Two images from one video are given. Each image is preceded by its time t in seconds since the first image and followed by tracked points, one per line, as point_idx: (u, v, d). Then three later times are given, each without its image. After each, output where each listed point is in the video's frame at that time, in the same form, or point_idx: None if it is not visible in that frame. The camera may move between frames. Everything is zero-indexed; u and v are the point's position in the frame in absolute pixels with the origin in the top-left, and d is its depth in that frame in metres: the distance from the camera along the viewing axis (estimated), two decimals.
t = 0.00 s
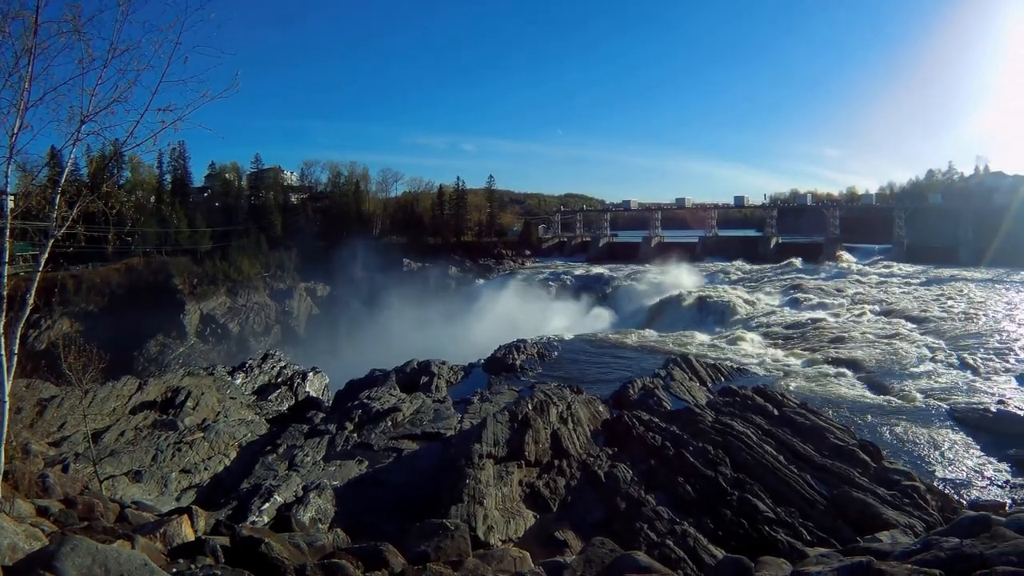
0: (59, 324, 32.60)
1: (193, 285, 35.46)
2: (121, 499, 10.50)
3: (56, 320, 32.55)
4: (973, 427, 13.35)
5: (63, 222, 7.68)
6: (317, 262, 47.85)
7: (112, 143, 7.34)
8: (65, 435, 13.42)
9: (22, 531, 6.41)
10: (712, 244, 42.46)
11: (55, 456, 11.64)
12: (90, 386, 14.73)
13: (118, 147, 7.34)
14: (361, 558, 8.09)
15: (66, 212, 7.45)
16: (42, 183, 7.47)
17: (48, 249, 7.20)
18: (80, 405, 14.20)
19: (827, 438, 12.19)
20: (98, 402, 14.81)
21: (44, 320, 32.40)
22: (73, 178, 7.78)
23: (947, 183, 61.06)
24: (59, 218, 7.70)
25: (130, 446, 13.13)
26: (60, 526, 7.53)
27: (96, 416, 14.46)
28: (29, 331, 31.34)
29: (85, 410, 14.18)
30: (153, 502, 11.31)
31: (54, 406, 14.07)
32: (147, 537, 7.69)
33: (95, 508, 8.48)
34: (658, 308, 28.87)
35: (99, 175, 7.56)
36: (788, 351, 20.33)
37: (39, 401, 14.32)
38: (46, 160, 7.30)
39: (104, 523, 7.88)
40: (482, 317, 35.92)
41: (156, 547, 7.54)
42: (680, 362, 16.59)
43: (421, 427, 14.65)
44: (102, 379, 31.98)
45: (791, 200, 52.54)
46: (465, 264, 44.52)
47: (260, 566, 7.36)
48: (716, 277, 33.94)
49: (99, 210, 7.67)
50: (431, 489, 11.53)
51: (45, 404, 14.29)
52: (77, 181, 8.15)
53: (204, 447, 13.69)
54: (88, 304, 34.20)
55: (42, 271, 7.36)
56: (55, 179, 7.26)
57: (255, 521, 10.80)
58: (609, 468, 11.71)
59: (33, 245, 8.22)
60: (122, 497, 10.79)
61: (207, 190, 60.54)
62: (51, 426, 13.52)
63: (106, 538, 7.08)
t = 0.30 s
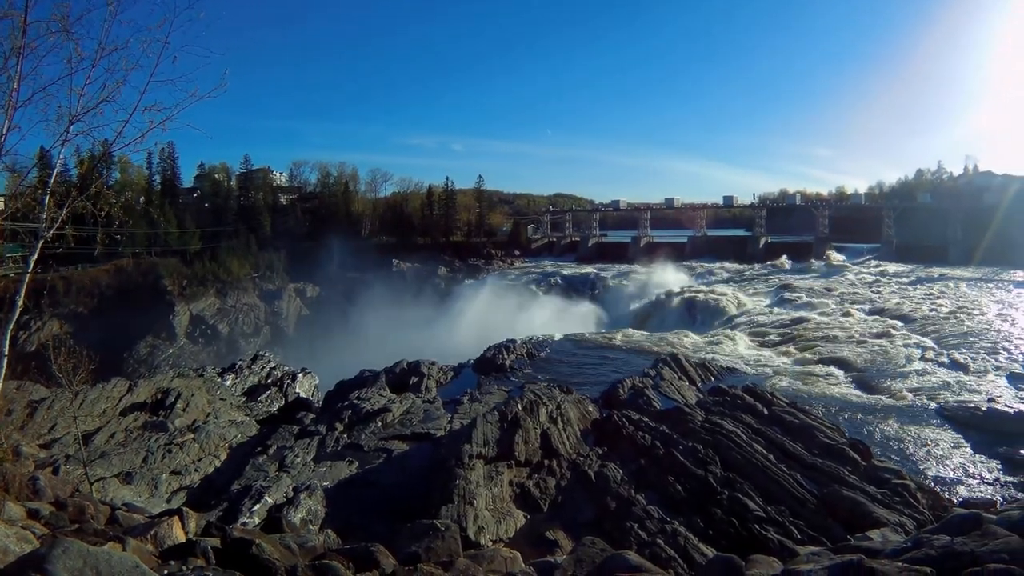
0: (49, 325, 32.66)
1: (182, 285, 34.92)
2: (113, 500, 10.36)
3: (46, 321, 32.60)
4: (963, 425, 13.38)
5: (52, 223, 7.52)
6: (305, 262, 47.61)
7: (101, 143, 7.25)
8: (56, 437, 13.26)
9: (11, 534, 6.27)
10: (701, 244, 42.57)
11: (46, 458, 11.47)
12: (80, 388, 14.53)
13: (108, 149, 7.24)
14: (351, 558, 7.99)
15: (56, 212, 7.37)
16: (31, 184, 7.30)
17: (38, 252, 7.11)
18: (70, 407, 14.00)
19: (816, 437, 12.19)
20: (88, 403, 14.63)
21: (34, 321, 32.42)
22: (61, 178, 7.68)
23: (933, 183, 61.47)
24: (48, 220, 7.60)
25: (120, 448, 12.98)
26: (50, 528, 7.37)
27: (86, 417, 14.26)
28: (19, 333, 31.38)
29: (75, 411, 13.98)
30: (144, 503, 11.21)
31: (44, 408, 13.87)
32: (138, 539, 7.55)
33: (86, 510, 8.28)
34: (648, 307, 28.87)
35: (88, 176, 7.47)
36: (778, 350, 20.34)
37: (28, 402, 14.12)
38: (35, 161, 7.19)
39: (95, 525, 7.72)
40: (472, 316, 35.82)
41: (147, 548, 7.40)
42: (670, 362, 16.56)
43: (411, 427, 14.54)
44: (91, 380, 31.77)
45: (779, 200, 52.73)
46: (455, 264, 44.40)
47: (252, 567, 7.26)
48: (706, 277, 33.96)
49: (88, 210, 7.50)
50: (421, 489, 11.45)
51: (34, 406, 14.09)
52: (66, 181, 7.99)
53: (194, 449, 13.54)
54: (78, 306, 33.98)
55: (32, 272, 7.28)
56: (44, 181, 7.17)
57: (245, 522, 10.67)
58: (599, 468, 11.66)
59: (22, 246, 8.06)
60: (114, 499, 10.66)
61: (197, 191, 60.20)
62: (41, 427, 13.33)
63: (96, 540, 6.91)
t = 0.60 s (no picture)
0: (39, 327, 32.20)
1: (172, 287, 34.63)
2: (104, 503, 10.18)
3: (37, 323, 32.17)
4: (953, 424, 13.43)
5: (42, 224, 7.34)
6: (295, 264, 47.37)
7: (90, 144, 7.17)
8: (46, 440, 13.04)
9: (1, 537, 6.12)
10: (691, 244, 42.66)
11: (37, 461, 11.26)
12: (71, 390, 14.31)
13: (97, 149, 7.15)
14: (343, 560, 7.89)
15: (47, 214, 7.19)
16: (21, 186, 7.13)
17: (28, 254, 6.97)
18: (61, 409, 13.78)
19: (807, 437, 12.19)
20: (78, 405, 14.41)
21: (25, 324, 32.04)
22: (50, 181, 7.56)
23: (920, 184, 61.85)
24: (37, 222, 7.48)
25: (111, 450, 12.78)
26: (41, 531, 7.20)
27: (76, 420, 14.04)
28: (9, 336, 31.19)
29: (65, 414, 13.76)
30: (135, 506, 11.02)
31: (35, 410, 13.64)
32: (130, 542, 7.40)
33: (77, 512, 8.06)
34: (638, 307, 28.86)
35: (77, 176, 7.37)
36: (768, 350, 20.37)
37: (18, 405, 13.88)
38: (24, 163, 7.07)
39: (86, 527, 7.56)
40: (461, 317, 35.71)
41: (138, 551, 7.25)
42: (660, 362, 16.53)
43: (402, 428, 14.45)
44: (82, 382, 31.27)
45: (768, 200, 52.93)
46: (444, 264, 44.30)
47: (243, 570, 7.16)
48: (696, 277, 34.03)
49: (79, 211, 7.31)
50: (412, 490, 11.38)
51: (24, 408, 13.85)
52: (56, 182, 7.81)
53: (185, 451, 13.38)
54: (67, 308, 33.66)
55: (22, 274, 7.10)
56: (34, 183, 7.06)
57: (236, 525, 10.55)
58: (590, 468, 11.61)
59: (12, 247, 7.89)
60: (105, 501, 10.48)
61: (186, 193, 59.83)
62: (32, 430, 13.11)
63: (87, 543, 6.75)
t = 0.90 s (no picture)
0: (30, 329, 32.17)
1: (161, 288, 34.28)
2: (94, 505, 10.02)
3: (26, 325, 32.11)
4: (942, 423, 13.46)
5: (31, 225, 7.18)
6: (283, 266, 47.12)
7: (80, 145, 6.99)
8: (37, 442, 12.84)
9: None
10: (680, 244, 42.72)
11: (27, 462, 11.05)
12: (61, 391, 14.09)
13: (86, 150, 6.95)
14: (334, 561, 7.80)
15: (35, 217, 7.03)
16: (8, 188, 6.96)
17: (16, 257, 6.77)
18: (52, 411, 13.58)
19: (796, 436, 12.18)
20: (67, 407, 14.20)
21: (15, 325, 31.91)
22: (38, 181, 7.35)
23: (906, 184, 62.26)
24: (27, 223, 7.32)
25: (102, 451, 12.59)
26: (31, 533, 7.08)
27: (66, 422, 13.84)
28: None
29: (56, 416, 13.57)
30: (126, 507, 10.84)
31: (25, 413, 13.42)
32: (121, 544, 7.29)
33: (69, 514, 7.91)
34: (627, 307, 28.86)
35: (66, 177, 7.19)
36: (758, 349, 20.39)
37: (8, 407, 13.67)
38: (13, 164, 6.89)
39: (77, 530, 7.45)
40: (450, 317, 35.65)
41: (129, 553, 7.15)
42: (649, 362, 16.50)
43: (391, 429, 14.33)
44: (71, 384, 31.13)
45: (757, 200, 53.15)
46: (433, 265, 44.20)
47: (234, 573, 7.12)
48: (685, 277, 34.09)
49: (68, 214, 7.14)
50: (400, 490, 11.28)
51: (14, 410, 13.64)
52: (46, 183, 7.64)
53: (175, 452, 13.21)
54: (57, 309, 33.85)
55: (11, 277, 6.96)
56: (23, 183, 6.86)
57: (227, 526, 10.42)
58: (580, 468, 11.55)
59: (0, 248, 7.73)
60: (95, 503, 10.31)
61: (175, 194, 59.41)
62: (22, 432, 12.90)
63: (78, 546, 6.65)
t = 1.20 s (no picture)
0: (19, 331, 31.80)
1: (150, 290, 33.92)
2: (84, 507, 9.85)
3: (16, 327, 31.73)
4: (932, 422, 13.50)
5: (20, 228, 7.02)
6: (272, 267, 46.89)
7: (69, 146, 6.85)
8: (26, 444, 12.63)
9: None
10: (669, 244, 42.82)
11: (17, 465, 10.85)
12: (51, 394, 13.88)
13: (75, 151, 6.86)
14: (324, 563, 7.70)
15: (25, 219, 6.88)
16: None
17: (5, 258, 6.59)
18: (41, 413, 13.38)
19: (785, 435, 12.18)
20: (57, 410, 13.99)
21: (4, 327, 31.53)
22: (27, 184, 7.23)
23: (892, 185, 62.70)
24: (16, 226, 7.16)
25: (91, 454, 12.41)
26: (21, 537, 6.95)
27: (56, 424, 13.63)
28: None
29: (46, 418, 13.36)
30: (117, 510, 10.67)
31: (13, 415, 13.20)
32: (111, 547, 7.18)
33: (59, 517, 7.76)
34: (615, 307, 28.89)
35: (55, 180, 7.11)
36: (747, 349, 20.44)
37: None
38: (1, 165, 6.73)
39: (67, 533, 7.32)
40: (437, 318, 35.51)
41: (119, 556, 7.04)
42: (638, 362, 16.47)
43: (380, 431, 14.21)
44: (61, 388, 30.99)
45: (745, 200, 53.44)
46: (422, 266, 44.07)
47: None
48: (674, 277, 34.18)
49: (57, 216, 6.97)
50: (389, 492, 11.18)
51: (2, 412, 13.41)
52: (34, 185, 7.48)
53: (164, 455, 13.03)
54: (46, 311, 33.00)
55: None
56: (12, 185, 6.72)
57: (216, 528, 10.30)
58: (569, 469, 11.49)
59: None
60: (84, 505, 10.14)
61: (164, 195, 59.04)
62: (11, 435, 12.70)
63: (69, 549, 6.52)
